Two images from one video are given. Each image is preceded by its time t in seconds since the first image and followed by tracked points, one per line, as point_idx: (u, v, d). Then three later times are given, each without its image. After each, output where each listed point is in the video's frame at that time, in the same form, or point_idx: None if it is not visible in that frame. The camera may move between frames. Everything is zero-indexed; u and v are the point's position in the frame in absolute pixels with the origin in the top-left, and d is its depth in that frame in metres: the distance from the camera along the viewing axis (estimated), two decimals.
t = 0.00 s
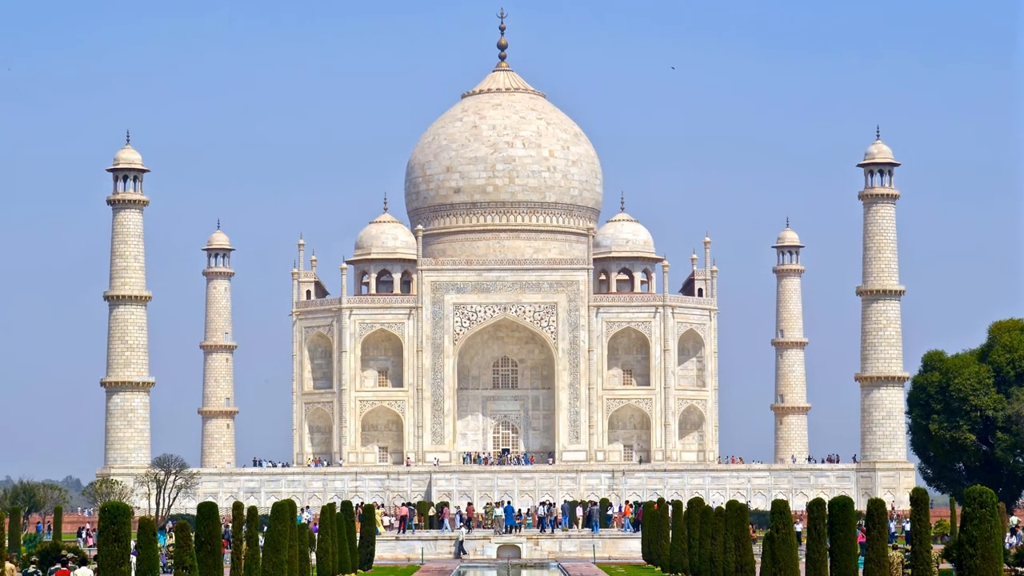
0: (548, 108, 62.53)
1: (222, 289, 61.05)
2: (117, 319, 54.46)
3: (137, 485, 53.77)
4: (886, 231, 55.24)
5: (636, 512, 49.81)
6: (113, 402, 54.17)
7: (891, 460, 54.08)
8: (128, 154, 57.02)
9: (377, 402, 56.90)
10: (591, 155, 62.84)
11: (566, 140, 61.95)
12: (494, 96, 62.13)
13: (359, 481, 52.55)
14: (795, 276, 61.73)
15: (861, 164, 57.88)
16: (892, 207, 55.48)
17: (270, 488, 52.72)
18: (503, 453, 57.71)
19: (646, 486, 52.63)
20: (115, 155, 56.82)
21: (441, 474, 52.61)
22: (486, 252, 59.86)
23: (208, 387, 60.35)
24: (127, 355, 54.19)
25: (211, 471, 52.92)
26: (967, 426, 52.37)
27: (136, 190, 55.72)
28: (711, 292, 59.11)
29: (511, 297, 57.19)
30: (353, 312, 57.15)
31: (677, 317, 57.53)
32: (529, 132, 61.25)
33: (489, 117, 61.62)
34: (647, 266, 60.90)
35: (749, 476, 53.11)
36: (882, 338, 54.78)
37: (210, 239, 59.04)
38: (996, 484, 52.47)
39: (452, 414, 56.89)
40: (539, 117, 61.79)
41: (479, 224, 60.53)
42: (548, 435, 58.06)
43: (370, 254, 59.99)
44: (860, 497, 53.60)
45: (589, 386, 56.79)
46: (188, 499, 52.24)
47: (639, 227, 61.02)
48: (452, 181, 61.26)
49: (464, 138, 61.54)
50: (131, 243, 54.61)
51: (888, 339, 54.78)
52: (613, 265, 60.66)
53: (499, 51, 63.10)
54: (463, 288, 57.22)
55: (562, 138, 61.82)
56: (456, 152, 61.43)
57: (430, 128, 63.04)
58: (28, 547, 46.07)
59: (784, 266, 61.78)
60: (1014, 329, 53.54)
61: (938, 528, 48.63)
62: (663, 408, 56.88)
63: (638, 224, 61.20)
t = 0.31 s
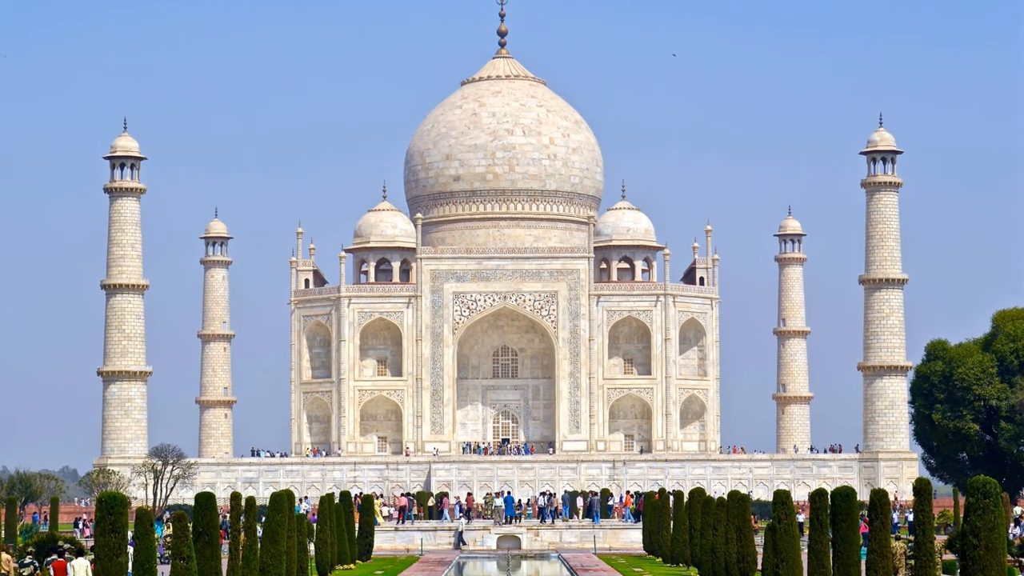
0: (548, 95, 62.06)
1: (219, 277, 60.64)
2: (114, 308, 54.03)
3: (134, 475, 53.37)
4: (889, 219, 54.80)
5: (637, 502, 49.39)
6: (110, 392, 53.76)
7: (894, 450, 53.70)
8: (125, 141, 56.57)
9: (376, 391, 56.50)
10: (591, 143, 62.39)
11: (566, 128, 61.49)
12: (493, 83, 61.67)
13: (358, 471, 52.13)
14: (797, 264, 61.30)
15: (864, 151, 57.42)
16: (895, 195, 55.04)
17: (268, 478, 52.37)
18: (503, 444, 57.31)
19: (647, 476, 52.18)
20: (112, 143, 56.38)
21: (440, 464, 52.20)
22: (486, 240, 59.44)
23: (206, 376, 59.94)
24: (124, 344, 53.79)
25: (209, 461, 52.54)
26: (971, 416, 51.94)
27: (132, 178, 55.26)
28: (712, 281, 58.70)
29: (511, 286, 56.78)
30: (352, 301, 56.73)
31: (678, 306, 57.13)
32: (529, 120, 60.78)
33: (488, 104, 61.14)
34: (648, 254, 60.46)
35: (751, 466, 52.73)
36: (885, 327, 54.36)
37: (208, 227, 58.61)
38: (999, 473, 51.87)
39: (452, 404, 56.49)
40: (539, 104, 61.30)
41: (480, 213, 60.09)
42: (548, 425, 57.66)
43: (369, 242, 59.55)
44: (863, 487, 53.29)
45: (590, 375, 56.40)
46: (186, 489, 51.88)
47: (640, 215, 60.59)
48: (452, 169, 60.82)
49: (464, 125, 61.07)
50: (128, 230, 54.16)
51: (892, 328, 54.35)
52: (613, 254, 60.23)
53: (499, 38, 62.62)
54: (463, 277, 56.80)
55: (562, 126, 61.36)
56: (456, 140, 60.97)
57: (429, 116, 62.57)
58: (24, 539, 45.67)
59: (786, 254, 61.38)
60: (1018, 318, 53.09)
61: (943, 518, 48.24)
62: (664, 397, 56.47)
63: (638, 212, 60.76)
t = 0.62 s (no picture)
0: (548, 81, 61.54)
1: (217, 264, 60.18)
2: (110, 295, 53.55)
3: (131, 464, 52.94)
4: (892, 206, 54.31)
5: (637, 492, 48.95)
6: (107, 380, 53.31)
7: (897, 439, 53.31)
8: (122, 127, 56.07)
9: (375, 379, 56.05)
10: (592, 129, 61.91)
11: (566, 114, 60.99)
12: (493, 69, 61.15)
13: (357, 461, 51.66)
14: (800, 251, 60.86)
15: (867, 138, 56.93)
16: (898, 181, 54.56)
17: (266, 467, 51.98)
18: (503, 432, 56.89)
19: (648, 464, 51.73)
20: (108, 129, 55.88)
21: (439, 453, 51.76)
22: (485, 227, 58.96)
23: (203, 364, 59.50)
24: (121, 332, 53.35)
25: (207, 450, 52.11)
26: (975, 404, 51.42)
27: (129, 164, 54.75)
28: (714, 268, 58.24)
29: (511, 273, 56.32)
30: (350, 288, 56.26)
31: (680, 293, 56.67)
32: (529, 106, 60.27)
33: (488, 90, 60.63)
34: (649, 241, 59.99)
35: (753, 455, 52.29)
36: (888, 314, 53.90)
37: (205, 214, 58.12)
38: (1004, 463, 51.55)
39: (451, 392, 56.05)
40: (540, 90, 60.78)
41: (479, 199, 59.62)
42: (549, 413, 57.21)
43: (368, 229, 59.08)
44: (866, 476, 52.82)
45: (591, 363, 55.96)
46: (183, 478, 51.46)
47: (641, 202, 60.13)
48: (451, 155, 60.34)
49: (463, 111, 60.56)
50: (125, 217, 53.67)
51: (895, 315, 53.89)
52: (614, 241, 59.77)
53: (499, 23, 62.10)
54: (462, 265, 56.33)
55: (563, 112, 60.86)
56: (455, 126, 60.47)
57: (429, 101, 62.04)
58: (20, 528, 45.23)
59: (789, 241, 60.94)
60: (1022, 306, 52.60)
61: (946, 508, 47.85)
62: (665, 385, 56.02)
63: (639, 198, 60.30)
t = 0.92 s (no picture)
0: (548, 64, 60.96)
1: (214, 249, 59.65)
2: (106, 281, 53.02)
3: (127, 450, 52.45)
4: (896, 190, 53.76)
5: (638, 479, 48.41)
6: (103, 365, 52.82)
7: (901, 426, 52.86)
8: (118, 111, 55.50)
9: (373, 365, 55.52)
10: (593, 113, 61.37)
11: (567, 97, 60.43)
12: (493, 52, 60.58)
13: (355, 447, 51.14)
14: (802, 236, 60.36)
15: (870, 121, 56.36)
16: (902, 165, 54.01)
17: (263, 454, 51.50)
18: (503, 419, 56.38)
19: (649, 451, 51.21)
20: (104, 112, 55.30)
21: (439, 440, 51.26)
22: (485, 212, 58.41)
23: (200, 349, 58.99)
24: (117, 317, 52.82)
25: (204, 436, 51.59)
26: (980, 390, 50.96)
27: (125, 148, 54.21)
28: (716, 254, 57.71)
29: (511, 258, 55.79)
30: (348, 273, 55.72)
31: (681, 279, 56.15)
32: (529, 89, 59.69)
33: (488, 73, 60.05)
34: (650, 226, 59.46)
35: (756, 441, 51.81)
36: (892, 300, 53.37)
37: (202, 199, 57.57)
38: (1008, 449, 51.10)
39: (451, 378, 55.53)
40: (540, 73, 60.20)
41: (479, 184, 59.07)
42: (549, 399, 56.69)
43: (366, 214, 58.56)
44: (869, 463, 52.26)
45: (592, 349, 55.43)
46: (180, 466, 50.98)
47: (643, 186, 59.60)
48: (450, 139, 59.79)
49: (463, 95, 59.99)
50: (121, 201, 53.10)
51: (899, 301, 53.37)
52: (616, 225, 59.25)
53: (499, 5, 61.52)
54: (462, 249, 55.80)
55: (563, 95, 60.30)
56: (455, 109, 59.90)
57: (428, 84, 61.47)
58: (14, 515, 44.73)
59: (791, 226, 60.43)
60: None
61: (950, 495, 47.30)
62: (667, 371, 55.48)
63: (641, 183, 59.76)
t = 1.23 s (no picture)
0: (549, 47, 60.40)
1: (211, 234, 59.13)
2: (102, 266, 52.50)
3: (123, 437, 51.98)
4: (900, 174, 53.21)
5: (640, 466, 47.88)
6: (99, 352, 52.34)
7: (905, 413, 52.40)
8: (114, 94, 54.93)
9: (372, 351, 55.03)
10: (594, 96, 60.83)
11: (568, 81, 59.88)
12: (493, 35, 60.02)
13: (354, 435, 50.73)
14: (805, 221, 59.85)
15: (874, 105, 55.80)
16: (906, 150, 53.47)
17: (261, 442, 51.04)
18: (503, 405, 55.89)
19: (651, 439, 50.69)
20: (100, 96, 54.74)
21: (438, 427, 50.77)
22: (485, 196, 57.87)
23: (197, 335, 58.49)
24: (113, 303, 52.31)
25: (201, 423, 51.17)
26: (984, 376, 50.48)
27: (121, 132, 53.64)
28: (718, 239, 57.18)
29: (511, 243, 55.28)
30: (347, 259, 55.21)
31: (683, 264, 55.64)
32: (529, 72, 59.13)
33: (488, 56, 59.48)
34: (652, 211, 58.94)
35: (758, 429, 51.32)
36: (895, 285, 52.86)
37: (199, 183, 57.02)
38: (1014, 436, 50.59)
39: (450, 364, 55.02)
40: (540, 56, 59.64)
41: (479, 168, 58.53)
42: (549, 386, 56.20)
43: (365, 198, 58.05)
44: (873, 451, 51.78)
45: (592, 335, 54.94)
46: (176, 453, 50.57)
47: (644, 170, 59.09)
48: (450, 123, 59.24)
49: (463, 78, 59.44)
50: (118, 186, 52.55)
51: (903, 286, 52.85)
52: (617, 210, 58.74)
53: None
54: (461, 234, 55.28)
55: (564, 79, 59.75)
56: (455, 93, 59.35)
57: (427, 68, 60.91)
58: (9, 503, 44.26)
59: (794, 211, 59.93)
60: None
61: (954, 482, 46.74)
62: (669, 357, 54.96)
63: (642, 167, 59.25)
